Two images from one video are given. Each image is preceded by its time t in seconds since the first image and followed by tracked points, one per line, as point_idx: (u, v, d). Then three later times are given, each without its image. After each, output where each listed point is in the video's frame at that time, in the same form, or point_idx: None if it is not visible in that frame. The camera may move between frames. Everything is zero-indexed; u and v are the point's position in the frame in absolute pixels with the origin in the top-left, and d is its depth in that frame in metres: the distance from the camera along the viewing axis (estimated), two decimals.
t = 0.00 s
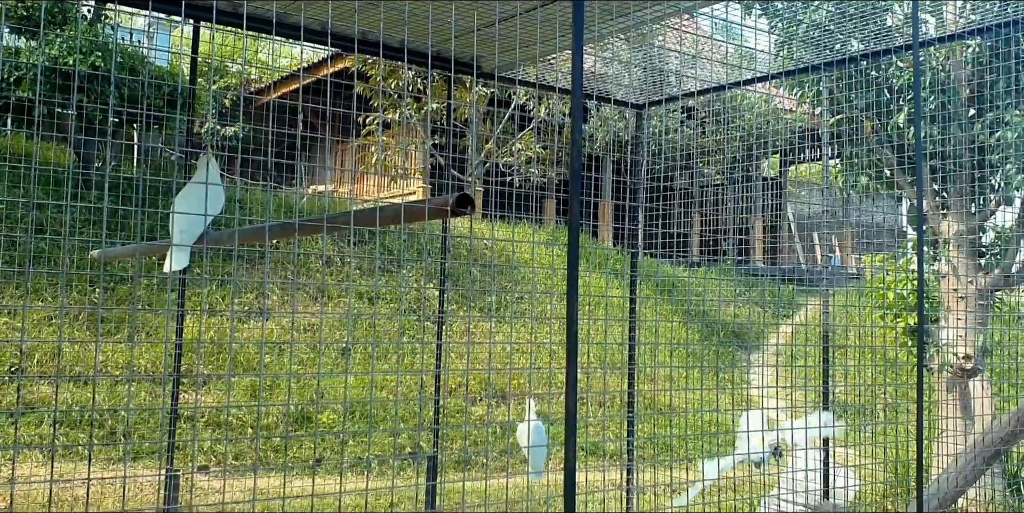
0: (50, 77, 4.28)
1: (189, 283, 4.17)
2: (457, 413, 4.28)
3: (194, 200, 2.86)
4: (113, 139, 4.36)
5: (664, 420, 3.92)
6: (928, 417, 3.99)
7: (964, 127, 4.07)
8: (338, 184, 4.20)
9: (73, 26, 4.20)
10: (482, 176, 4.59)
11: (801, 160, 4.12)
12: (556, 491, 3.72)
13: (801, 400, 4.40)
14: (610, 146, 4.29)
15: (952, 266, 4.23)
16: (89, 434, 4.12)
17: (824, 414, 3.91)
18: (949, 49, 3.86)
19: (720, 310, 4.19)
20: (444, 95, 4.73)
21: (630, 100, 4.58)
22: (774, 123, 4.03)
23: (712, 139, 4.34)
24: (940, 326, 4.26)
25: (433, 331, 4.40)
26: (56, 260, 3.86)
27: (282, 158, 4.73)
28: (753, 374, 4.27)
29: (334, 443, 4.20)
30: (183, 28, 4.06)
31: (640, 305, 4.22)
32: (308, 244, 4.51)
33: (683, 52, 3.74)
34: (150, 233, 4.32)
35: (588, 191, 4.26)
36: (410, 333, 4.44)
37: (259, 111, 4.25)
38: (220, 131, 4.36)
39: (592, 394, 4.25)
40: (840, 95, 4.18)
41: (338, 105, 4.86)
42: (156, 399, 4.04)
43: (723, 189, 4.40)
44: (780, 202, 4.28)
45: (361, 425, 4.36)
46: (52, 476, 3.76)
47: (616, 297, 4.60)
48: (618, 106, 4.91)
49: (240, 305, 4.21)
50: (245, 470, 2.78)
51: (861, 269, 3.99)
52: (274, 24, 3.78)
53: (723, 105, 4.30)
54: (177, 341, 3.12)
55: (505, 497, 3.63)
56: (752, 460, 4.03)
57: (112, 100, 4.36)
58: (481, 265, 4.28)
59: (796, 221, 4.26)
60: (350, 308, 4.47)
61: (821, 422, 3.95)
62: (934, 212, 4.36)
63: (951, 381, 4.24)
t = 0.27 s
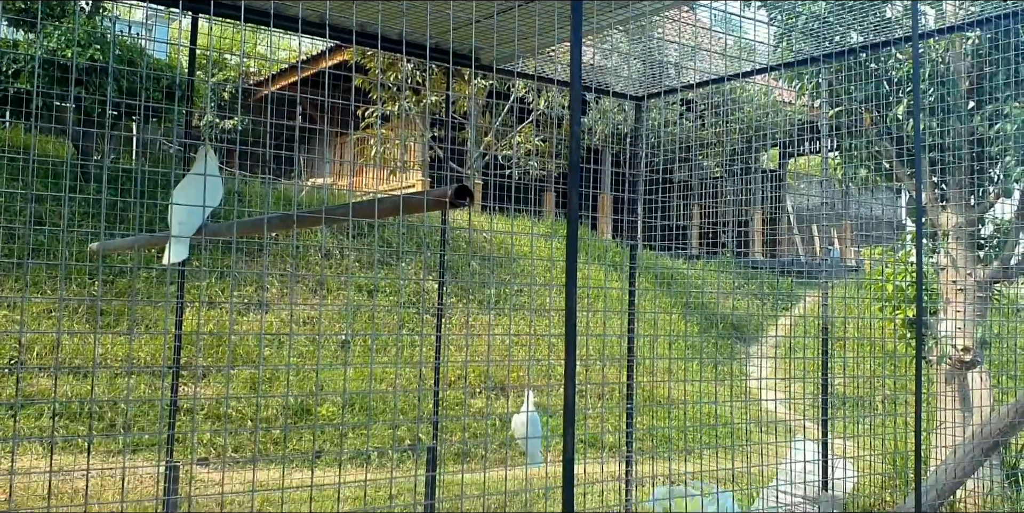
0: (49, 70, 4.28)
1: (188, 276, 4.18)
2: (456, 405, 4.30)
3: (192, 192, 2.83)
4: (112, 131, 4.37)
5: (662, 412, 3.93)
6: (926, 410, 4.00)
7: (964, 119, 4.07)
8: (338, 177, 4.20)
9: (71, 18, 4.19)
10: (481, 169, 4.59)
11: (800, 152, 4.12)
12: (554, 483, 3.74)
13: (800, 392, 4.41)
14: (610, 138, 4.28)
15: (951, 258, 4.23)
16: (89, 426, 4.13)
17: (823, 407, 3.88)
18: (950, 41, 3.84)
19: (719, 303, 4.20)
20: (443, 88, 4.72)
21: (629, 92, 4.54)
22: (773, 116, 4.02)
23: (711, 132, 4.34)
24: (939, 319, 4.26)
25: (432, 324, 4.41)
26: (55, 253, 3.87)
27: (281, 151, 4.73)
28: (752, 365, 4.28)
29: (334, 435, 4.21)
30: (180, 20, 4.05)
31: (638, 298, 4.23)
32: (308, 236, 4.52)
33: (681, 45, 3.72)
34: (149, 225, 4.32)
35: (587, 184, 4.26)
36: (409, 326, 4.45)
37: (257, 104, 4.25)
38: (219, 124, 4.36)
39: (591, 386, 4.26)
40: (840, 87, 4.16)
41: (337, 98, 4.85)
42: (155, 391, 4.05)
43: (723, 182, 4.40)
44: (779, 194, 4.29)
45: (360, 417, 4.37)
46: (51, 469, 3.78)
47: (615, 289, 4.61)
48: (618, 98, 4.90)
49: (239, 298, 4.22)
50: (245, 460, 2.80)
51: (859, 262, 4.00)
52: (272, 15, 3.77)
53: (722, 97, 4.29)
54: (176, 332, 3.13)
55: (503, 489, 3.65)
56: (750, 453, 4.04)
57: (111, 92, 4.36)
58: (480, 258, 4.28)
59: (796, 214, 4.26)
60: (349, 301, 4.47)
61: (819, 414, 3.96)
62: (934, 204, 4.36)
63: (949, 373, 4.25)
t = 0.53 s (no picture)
0: (49, 63, 4.28)
1: (188, 269, 4.18)
2: (456, 397, 4.30)
3: (188, 185, 2.81)
4: (111, 124, 4.36)
5: (661, 404, 3.93)
6: (924, 400, 4.01)
7: (963, 111, 4.08)
8: (337, 170, 4.19)
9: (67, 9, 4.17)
10: (481, 162, 4.58)
11: (801, 144, 4.14)
12: (553, 476, 3.74)
13: (800, 384, 4.41)
14: (610, 132, 4.26)
15: (950, 250, 4.25)
16: (89, 419, 4.14)
17: (822, 398, 3.85)
18: (949, 32, 3.80)
19: (719, 295, 4.21)
20: (442, 81, 4.72)
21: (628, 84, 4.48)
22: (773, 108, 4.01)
23: (710, 124, 4.33)
24: (938, 311, 4.28)
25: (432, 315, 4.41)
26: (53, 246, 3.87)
27: (282, 144, 4.73)
28: (750, 357, 4.29)
29: (333, 428, 4.22)
30: (178, 15, 4.04)
31: (638, 291, 4.22)
32: (306, 228, 4.51)
33: (681, 36, 3.69)
34: (149, 218, 4.33)
35: (587, 176, 4.26)
36: (409, 318, 4.46)
37: (256, 96, 4.24)
38: (218, 117, 4.34)
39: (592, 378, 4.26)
40: (840, 81, 4.15)
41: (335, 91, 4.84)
42: (155, 384, 4.07)
43: (723, 174, 4.41)
44: (779, 187, 4.30)
45: (360, 409, 4.38)
46: (51, 462, 3.79)
47: (614, 282, 4.61)
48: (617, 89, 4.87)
49: (238, 291, 4.22)
50: (245, 450, 2.81)
51: (858, 254, 4.00)
52: (268, 6, 3.73)
53: (722, 91, 4.28)
54: (176, 323, 3.14)
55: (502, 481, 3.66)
56: (748, 444, 4.06)
57: (110, 85, 4.36)
58: (480, 250, 4.30)
59: (796, 207, 4.26)
60: (350, 294, 4.47)
61: (817, 405, 3.97)
62: (934, 196, 4.37)
63: (948, 365, 4.26)
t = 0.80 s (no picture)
0: (47, 54, 4.28)
1: (188, 260, 4.19)
2: (455, 388, 4.31)
3: (188, 176, 2.80)
4: (109, 115, 4.35)
5: (660, 394, 3.94)
6: (923, 390, 4.02)
7: (963, 101, 4.08)
8: (336, 161, 4.19)
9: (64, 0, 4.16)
10: (480, 154, 4.57)
11: (800, 135, 4.14)
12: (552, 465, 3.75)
13: (799, 375, 4.42)
14: (609, 123, 4.26)
15: (950, 240, 4.26)
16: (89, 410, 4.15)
17: (822, 387, 3.85)
18: (949, 22, 3.78)
19: (719, 285, 4.22)
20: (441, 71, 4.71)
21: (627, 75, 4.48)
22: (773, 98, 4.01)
23: (710, 115, 4.33)
24: (937, 301, 4.29)
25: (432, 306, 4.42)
26: (52, 238, 3.87)
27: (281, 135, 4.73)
28: (749, 347, 4.30)
29: (334, 418, 4.23)
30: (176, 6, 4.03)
31: (637, 281, 4.23)
32: (305, 219, 4.52)
33: (680, 26, 3.68)
34: (148, 209, 4.33)
35: (587, 167, 4.26)
36: (409, 309, 4.47)
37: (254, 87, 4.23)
38: (216, 108, 4.33)
39: (591, 368, 4.27)
40: (839, 72, 4.14)
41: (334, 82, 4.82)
42: (154, 375, 4.08)
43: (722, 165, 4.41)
44: (778, 178, 4.30)
45: (360, 400, 4.39)
46: (52, 453, 3.80)
47: (614, 273, 4.62)
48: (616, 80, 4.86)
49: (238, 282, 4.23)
50: (246, 438, 2.81)
51: (857, 245, 4.01)
52: None
53: (721, 82, 4.28)
54: (175, 313, 3.14)
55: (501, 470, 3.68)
56: (747, 433, 4.07)
57: (108, 76, 4.36)
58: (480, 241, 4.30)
59: (795, 198, 4.27)
60: (349, 285, 4.48)
61: (816, 395, 3.98)
62: (933, 185, 4.38)
63: (947, 355, 4.28)
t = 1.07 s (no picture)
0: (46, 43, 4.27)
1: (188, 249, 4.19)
2: (455, 376, 4.32)
3: (187, 163, 2.79)
4: (108, 104, 4.35)
5: (660, 382, 3.95)
6: (923, 377, 4.02)
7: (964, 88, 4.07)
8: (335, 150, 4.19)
9: None
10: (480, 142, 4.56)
11: (801, 123, 4.14)
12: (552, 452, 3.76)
13: (799, 362, 4.42)
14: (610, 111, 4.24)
15: (951, 227, 4.26)
16: (90, 399, 4.16)
17: (823, 374, 3.85)
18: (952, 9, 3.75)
19: (719, 273, 4.22)
20: (440, 59, 4.69)
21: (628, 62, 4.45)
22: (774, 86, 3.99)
23: (710, 103, 4.32)
24: (938, 288, 4.29)
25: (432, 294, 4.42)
26: (51, 228, 3.87)
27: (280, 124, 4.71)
28: (749, 335, 4.30)
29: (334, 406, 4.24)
30: None
31: (637, 270, 4.23)
32: (305, 208, 4.51)
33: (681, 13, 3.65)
34: (148, 198, 4.33)
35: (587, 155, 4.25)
36: (409, 297, 4.47)
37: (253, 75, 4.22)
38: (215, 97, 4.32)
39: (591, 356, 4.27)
40: (840, 59, 4.13)
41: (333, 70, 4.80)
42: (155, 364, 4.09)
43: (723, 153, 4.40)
44: (779, 166, 4.30)
45: (360, 388, 4.39)
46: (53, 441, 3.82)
47: (614, 261, 4.62)
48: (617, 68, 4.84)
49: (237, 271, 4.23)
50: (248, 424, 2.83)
51: (857, 232, 4.01)
52: None
53: (722, 69, 4.27)
54: (175, 300, 3.14)
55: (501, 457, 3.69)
56: (748, 420, 4.08)
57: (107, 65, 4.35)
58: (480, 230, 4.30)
59: (796, 186, 4.26)
60: (349, 274, 4.48)
61: (817, 382, 3.98)
62: (934, 172, 4.37)
63: (948, 342, 4.28)
